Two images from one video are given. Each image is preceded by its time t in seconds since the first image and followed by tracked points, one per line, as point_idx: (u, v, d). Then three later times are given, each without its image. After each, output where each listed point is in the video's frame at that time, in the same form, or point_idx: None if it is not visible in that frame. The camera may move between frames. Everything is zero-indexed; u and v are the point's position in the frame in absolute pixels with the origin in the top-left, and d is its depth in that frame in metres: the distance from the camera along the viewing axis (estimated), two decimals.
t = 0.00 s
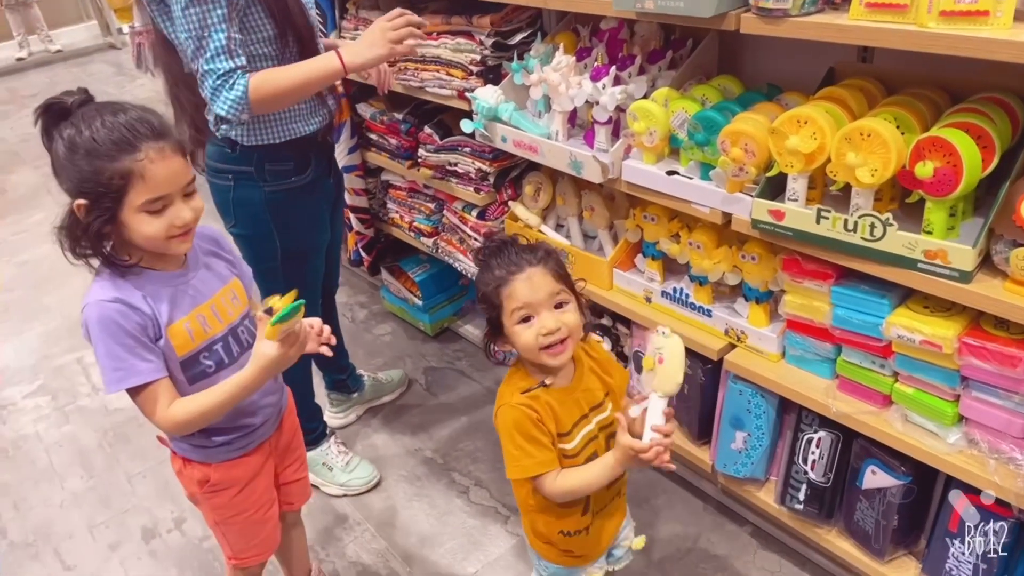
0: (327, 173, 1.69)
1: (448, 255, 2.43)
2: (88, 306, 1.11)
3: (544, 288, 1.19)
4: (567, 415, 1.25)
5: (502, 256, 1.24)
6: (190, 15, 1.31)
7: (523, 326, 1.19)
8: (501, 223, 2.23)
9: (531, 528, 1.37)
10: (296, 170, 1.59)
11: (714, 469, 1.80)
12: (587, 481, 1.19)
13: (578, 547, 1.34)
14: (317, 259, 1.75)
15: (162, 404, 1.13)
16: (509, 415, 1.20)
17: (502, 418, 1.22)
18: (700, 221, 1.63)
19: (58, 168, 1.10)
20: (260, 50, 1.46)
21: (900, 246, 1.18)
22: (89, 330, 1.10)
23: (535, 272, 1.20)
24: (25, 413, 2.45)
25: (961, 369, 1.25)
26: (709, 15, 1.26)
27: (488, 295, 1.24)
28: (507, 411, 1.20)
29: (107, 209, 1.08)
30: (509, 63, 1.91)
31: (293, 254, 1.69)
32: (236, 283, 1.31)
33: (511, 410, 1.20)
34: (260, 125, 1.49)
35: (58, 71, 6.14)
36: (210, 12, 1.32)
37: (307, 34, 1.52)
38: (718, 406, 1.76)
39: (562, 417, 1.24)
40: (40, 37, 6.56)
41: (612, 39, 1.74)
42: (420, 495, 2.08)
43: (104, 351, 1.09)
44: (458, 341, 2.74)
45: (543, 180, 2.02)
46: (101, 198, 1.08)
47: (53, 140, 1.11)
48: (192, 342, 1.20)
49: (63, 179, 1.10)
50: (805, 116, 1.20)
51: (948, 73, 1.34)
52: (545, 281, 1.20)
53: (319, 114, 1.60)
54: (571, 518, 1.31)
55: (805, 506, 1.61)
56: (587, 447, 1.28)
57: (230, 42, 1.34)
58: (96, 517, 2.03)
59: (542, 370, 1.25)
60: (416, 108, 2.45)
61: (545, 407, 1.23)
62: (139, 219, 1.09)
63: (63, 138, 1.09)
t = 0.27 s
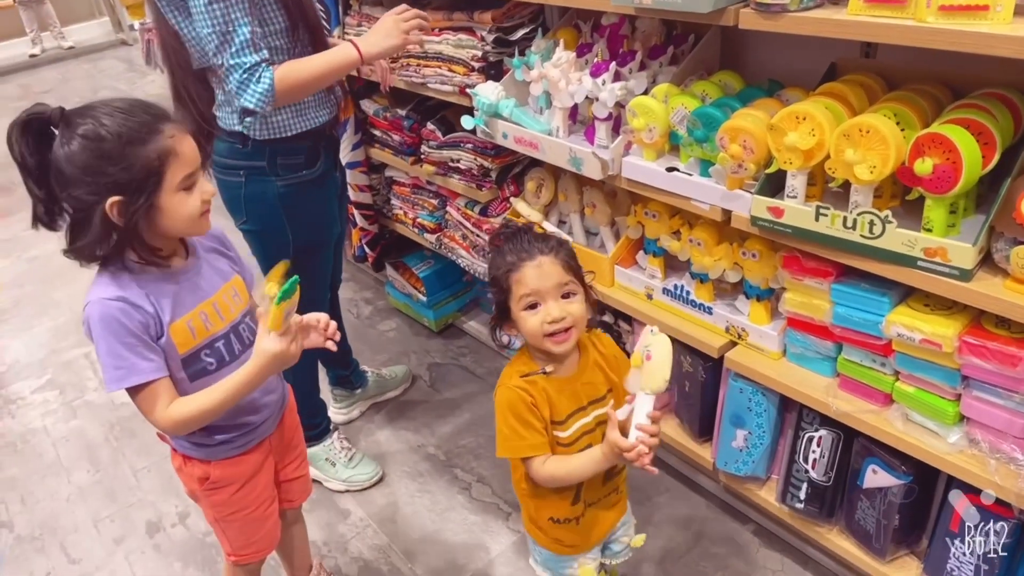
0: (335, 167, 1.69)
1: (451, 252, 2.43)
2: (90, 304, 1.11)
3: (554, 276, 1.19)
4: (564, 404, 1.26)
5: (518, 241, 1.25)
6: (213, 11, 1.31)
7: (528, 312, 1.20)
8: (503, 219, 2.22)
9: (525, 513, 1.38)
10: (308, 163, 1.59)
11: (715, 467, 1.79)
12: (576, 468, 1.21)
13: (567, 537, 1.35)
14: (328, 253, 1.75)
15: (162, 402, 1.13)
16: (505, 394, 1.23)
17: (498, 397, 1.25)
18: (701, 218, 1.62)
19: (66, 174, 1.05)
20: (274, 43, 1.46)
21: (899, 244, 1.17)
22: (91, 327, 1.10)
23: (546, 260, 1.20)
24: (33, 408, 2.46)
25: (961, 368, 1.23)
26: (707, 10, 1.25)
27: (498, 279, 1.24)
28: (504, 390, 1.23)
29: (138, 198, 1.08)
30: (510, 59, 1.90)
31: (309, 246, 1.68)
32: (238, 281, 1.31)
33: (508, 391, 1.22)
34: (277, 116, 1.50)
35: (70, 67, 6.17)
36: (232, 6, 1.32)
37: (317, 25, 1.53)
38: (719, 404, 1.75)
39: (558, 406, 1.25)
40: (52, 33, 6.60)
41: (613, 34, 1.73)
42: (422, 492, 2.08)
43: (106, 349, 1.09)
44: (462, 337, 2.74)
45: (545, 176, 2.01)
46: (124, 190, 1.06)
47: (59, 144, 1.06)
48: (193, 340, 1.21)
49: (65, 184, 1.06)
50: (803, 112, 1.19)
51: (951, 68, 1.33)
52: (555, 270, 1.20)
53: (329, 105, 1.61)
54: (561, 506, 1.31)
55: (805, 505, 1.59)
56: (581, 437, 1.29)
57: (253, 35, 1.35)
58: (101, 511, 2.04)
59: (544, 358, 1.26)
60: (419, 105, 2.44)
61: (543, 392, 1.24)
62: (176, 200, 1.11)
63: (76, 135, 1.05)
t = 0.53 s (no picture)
0: (336, 164, 1.69)
1: (453, 251, 2.43)
2: (103, 300, 1.09)
3: (581, 268, 1.18)
4: (564, 385, 1.27)
5: (549, 224, 1.23)
6: (219, 7, 1.31)
7: (551, 300, 1.19)
8: (504, 219, 2.22)
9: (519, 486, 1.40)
10: (310, 160, 1.59)
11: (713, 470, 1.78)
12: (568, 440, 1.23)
13: (550, 510, 1.36)
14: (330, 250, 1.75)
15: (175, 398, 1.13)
16: (508, 365, 1.25)
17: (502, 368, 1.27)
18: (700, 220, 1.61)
19: (80, 169, 1.05)
20: (277, 41, 1.46)
21: (897, 248, 1.16)
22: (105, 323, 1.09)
23: (575, 252, 1.19)
24: (37, 402, 2.47)
25: (959, 375, 1.22)
26: (704, 12, 1.24)
27: (520, 261, 1.23)
28: (508, 361, 1.25)
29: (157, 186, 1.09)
30: (512, 59, 1.89)
31: (309, 244, 1.68)
32: (241, 274, 1.31)
33: (513, 362, 1.25)
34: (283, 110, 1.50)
35: (82, 63, 6.21)
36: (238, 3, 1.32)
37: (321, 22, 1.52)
38: (716, 407, 1.74)
39: (557, 386, 1.26)
40: (65, 30, 6.63)
41: (614, 35, 1.72)
42: (421, 491, 2.07)
43: (122, 344, 1.08)
44: (465, 336, 2.73)
45: (546, 177, 2.00)
46: (138, 178, 1.07)
47: (70, 141, 1.06)
48: (205, 331, 1.20)
49: (79, 180, 1.06)
50: (801, 115, 1.18)
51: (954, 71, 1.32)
52: (583, 262, 1.19)
53: (331, 100, 1.61)
54: (547, 478, 1.33)
55: (803, 510, 1.58)
56: (577, 420, 1.30)
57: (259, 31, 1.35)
58: (103, 505, 2.04)
59: (551, 338, 1.26)
60: (422, 104, 2.44)
61: (545, 370, 1.25)
62: (190, 186, 1.12)
63: (89, 129, 1.06)
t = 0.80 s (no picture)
0: (335, 160, 1.69)
1: (458, 247, 2.42)
2: (135, 290, 1.09)
3: (604, 272, 1.17)
4: (568, 376, 1.26)
5: (573, 220, 1.21)
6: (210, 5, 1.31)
7: (569, 300, 1.18)
8: (510, 216, 2.22)
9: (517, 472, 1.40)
10: (309, 158, 1.59)
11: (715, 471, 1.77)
12: (565, 432, 1.23)
13: (547, 500, 1.36)
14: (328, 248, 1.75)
15: (216, 376, 1.15)
16: (513, 352, 1.24)
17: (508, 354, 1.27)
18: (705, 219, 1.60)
19: (115, 156, 1.04)
20: (275, 38, 1.45)
21: (900, 250, 1.15)
22: (139, 312, 1.09)
23: (599, 256, 1.17)
24: (44, 391, 2.48)
25: (961, 378, 1.21)
26: (710, 9, 1.24)
27: (541, 256, 1.20)
28: (514, 348, 1.25)
29: (186, 166, 1.09)
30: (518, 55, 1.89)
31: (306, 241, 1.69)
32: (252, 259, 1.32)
33: (518, 349, 1.24)
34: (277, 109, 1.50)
35: (97, 55, 6.24)
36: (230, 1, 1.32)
37: (320, 19, 1.52)
38: (719, 408, 1.73)
39: (562, 377, 1.26)
40: (80, 22, 6.66)
41: (622, 32, 1.71)
42: (422, 486, 2.07)
43: (159, 332, 1.09)
44: (469, 332, 2.73)
45: (552, 174, 2.00)
46: (171, 159, 1.08)
47: (97, 130, 1.04)
48: (229, 316, 1.22)
49: (117, 171, 1.04)
50: (806, 114, 1.17)
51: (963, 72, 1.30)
52: (606, 267, 1.17)
53: (330, 99, 1.61)
54: (545, 468, 1.33)
55: (803, 512, 1.57)
56: (578, 411, 1.29)
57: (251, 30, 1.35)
58: (106, 495, 2.05)
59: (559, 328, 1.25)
60: (430, 99, 2.44)
61: (551, 360, 1.25)
62: (213, 164, 1.14)
63: (115, 116, 1.04)
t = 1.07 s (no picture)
0: (331, 155, 1.69)
1: (463, 239, 2.42)
2: (165, 276, 1.09)
3: (608, 291, 1.17)
4: (566, 375, 1.26)
5: (581, 229, 1.17)
6: None
7: (573, 315, 1.18)
8: (514, 210, 2.21)
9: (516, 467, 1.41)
10: (304, 154, 1.59)
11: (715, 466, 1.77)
12: (563, 432, 1.24)
13: (544, 497, 1.37)
14: (324, 245, 1.76)
15: (248, 356, 1.15)
16: (511, 350, 1.25)
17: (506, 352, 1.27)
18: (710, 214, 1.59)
19: (143, 141, 1.03)
20: (270, 33, 1.46)
21: (905, 247, 1.14)
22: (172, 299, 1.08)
23: (608, 274, 1.16)
24: (48, 378, 2.50)
25: (963, 377, 1.21)
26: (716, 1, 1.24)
27: (546, 270, 1.18)
28: (512, 347, 1.25)
29: (211, 150, 1.10)
30: (525, 47, 1.88)
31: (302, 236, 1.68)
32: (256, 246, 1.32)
33: (515, 348, 1.24)
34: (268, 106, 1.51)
35: (106, 44, 6.25)
36: None
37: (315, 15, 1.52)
38: (721, 403, 1.73)
39: (559, 376, 1.26)
40: (89, 10, 6.67)
41: (629, 24, 1.69)
42: (424, 478, 2.08)
43: (195, 316, 1.09)
44: (473, 326, 2.73)
45: (557, 167, 1.99)
46: (196, 143, 1.08)
47: (120, 116, 1.03)
48: (251, 301, 1.23)
49: (147, 158, 1.04)
50: (813, 109, 1.16)
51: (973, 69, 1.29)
52: (612, 284, 1.17)
53: (325, 96, 1.61)
54: (543, 466, 1.34)
55: (803, 509, 1.57)
56: (575, 411, 1.29)
57: (239, 27, 1.35)
58: (108, 483, 2.06)
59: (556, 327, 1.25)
60: (436, 90, 2.43)
61: (549, 359, 1.25)
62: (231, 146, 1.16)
63: (137, 101, 1.04)
